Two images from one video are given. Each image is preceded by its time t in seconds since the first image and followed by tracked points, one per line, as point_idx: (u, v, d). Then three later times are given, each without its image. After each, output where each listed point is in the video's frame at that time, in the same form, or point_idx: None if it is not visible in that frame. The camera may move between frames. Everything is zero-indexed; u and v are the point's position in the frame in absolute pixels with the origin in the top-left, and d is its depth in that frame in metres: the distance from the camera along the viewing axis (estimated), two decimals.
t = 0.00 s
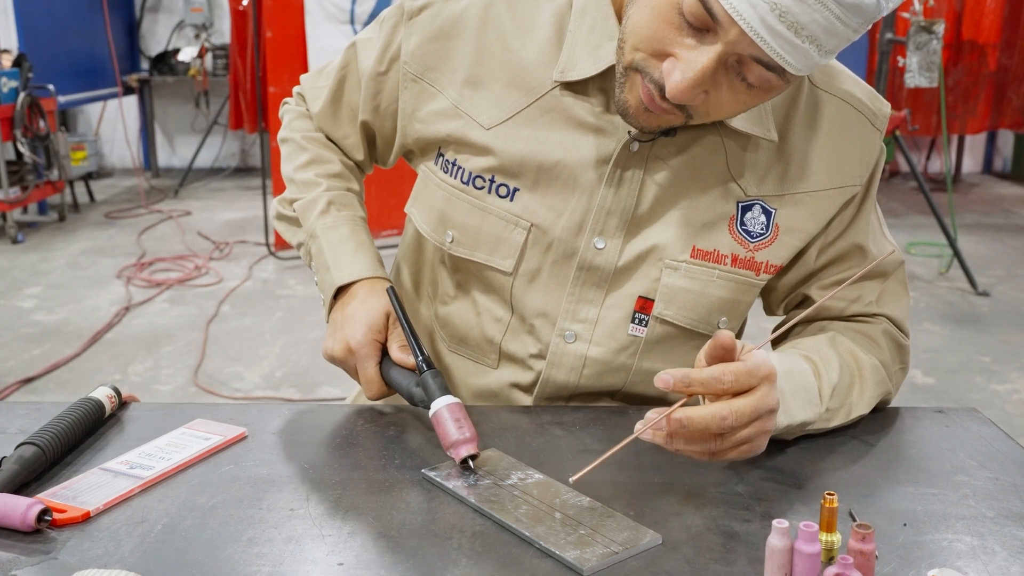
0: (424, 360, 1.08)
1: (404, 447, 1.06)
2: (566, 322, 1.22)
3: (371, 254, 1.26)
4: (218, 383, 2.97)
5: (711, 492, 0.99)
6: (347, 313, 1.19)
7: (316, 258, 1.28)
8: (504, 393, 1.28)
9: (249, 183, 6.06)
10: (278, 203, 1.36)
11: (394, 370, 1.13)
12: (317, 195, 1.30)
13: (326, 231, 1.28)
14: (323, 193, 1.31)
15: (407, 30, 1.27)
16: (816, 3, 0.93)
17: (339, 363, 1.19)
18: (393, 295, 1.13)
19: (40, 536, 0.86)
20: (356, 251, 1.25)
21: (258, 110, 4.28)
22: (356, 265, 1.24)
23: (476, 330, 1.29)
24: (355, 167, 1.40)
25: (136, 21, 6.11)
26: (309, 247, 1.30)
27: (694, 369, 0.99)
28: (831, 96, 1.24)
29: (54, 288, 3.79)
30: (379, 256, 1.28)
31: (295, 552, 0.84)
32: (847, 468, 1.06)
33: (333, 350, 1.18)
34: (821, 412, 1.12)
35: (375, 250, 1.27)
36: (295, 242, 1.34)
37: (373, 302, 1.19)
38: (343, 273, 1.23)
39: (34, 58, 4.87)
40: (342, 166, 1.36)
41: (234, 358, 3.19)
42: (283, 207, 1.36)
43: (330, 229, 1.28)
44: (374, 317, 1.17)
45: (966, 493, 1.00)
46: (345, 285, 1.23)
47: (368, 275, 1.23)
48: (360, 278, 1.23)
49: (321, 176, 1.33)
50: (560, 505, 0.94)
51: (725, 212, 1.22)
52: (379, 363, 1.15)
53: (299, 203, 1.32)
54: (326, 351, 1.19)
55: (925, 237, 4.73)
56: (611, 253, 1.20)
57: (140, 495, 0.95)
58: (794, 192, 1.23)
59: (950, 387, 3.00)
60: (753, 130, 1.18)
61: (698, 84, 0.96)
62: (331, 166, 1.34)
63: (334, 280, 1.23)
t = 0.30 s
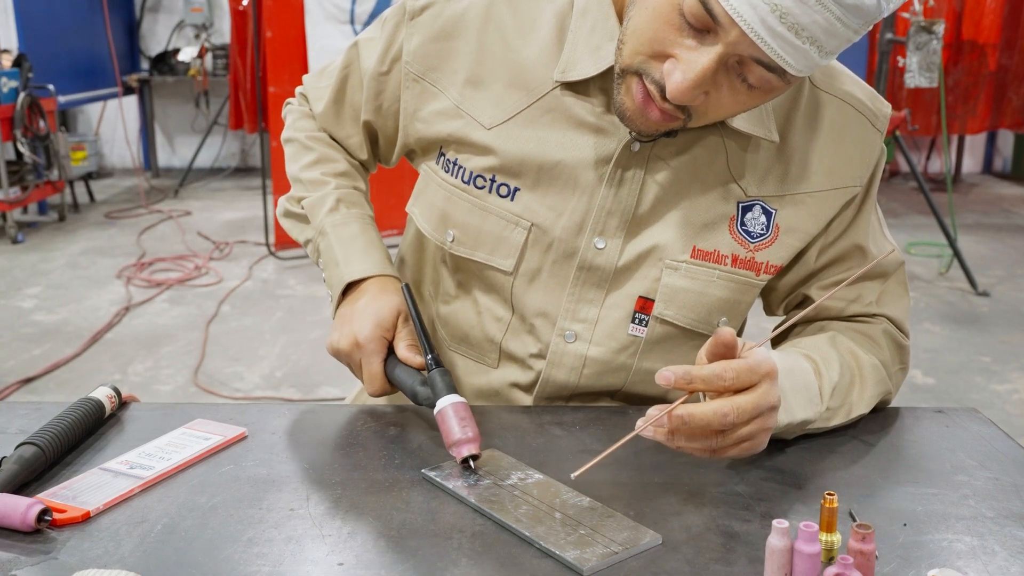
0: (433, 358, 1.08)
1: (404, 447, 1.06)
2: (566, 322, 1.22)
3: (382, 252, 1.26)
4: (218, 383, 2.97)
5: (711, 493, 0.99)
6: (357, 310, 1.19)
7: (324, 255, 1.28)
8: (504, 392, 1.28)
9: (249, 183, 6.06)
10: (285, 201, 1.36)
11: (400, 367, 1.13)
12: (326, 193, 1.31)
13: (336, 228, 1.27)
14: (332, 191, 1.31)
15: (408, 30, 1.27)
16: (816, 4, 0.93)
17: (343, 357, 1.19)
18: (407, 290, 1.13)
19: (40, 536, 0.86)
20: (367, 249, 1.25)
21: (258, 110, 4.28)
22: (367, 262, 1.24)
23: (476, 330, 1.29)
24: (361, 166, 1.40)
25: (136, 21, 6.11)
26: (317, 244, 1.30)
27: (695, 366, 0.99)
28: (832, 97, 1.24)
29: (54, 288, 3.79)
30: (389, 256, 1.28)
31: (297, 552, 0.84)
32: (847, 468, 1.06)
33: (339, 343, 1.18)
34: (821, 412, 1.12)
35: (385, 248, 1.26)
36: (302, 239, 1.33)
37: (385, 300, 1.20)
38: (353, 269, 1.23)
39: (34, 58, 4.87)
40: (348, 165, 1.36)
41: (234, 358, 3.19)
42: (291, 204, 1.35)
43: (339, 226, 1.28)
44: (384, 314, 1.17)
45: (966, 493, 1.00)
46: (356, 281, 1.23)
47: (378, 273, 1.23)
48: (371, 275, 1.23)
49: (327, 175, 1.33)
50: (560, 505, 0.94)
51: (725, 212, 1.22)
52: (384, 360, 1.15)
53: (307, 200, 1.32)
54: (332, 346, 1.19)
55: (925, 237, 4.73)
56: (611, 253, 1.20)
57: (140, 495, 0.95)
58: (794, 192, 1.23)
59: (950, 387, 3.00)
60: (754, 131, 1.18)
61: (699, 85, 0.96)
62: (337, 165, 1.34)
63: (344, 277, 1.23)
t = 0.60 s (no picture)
0: (445, 356, 1.07)
1: (403, 447, 1.06)
2: (567, 322, 1.22)
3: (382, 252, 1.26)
4: (218, 383, 2.98)
5: (711, 492, 0.99)
6: (357, 299, 1.18)
7: (319, 244, 1.27)
8: (504, 392, 1.28)
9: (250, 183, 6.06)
10: (283, 189, 1.35)
11: (400, 362, 1.12)
12: (328, 186, 1.30)
13: (337, 219, 1.27)
14: (334, 186, 1.31)
15: (409, 30, 1.27)
16: (816, 7, 0.93)
17: (328, 345, 1.16)
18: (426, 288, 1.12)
19: (40, 535, 0.86)
20: (368, 245, 1.25)
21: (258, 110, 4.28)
22: (369, 258, 1.23)
23: (477, 330, 1.29)
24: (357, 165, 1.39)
25: (136, 21, 6.11)
26: (312, 234, 1.29)
27: (695, 364, 0.99)
28: (832, 97, 1.24)
29: (54, 288, 3.79)
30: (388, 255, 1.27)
31: (297, 552, 0.84)
32: (847, 468, 1.06)
33: (333, 328, 1.14)
34: (821, 411, 1.12)
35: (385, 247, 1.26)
36: (296, 228, 1.32)
37: (390, 297, 1.20)
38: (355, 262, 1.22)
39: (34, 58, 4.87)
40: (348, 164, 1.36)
41: (234, 358, 3.19)
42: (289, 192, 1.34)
43: (342, 219, 1.27)
44: (388, 309, 1.18)
45: (966, 493, 1.00)
46: (357, 272, 1.22)
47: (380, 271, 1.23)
48: (374, 271, 1.23)
49: (328, 170, 1.33)
50: (560, 505, 0.94)
51: (726, 213, 1.22)
52: (378, 352, 1.14)
53: (308, 190, 1.31)
54: (320, 329, 1.16)
55: (926, 237, 4.73)
56: (612, 253, 1.20)
57: (140, 495, 0.95)
58: (795, 193, 1.23)
59: (950, 387, 3.00)
60: (754, 131, 1.18)
61: (699, 87, 0.96)
62: (335, 161, 1.34)
63: (344, 265, 1.22)
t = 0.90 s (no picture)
0: (447, 356, 1.06)
1: (402, 448, 1.06)
2: (567, 323, 1.22)
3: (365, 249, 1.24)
4: (218, 383, 2.98)
5: (712, 493, 0.99)
6: (342, 290, 1.17)
7: (300, 232, 1.24)
8: (504, 393, 1.28)
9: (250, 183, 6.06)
10: (264, 171, 1.31)
11: (389, 359, 1.11)
12: (314, 176, 1.28)
13: (322, 209, 1.25)
14: (320, 177, 1.29)
15: (407, 28, 1.27)
16: (815, 7, 0.93)
17: (309, 333, 1.13)
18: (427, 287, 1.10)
19: (40, 536, 0.86)
20: (353, 240, 1.24)
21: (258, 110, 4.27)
22: (354, 252, 1.22)
23: (477, 331, 1.28)
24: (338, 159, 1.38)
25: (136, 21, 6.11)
26: (292, 220, 1.26)
27: (696, 364, 0.99)
28: (832, 97, 1.25)
29: (54, 288, 3.79)
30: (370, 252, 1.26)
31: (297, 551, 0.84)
32: (847, 468, 1.06)
33: (319, 316, 1.13)
34: (821, 411, 1.12)
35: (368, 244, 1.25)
36: (274, 212, 1.28)
37: (378, 293, 1.19)
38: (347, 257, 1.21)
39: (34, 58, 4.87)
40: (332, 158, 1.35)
41: (234, 358, 3.19)
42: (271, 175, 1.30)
43: (327, 210, 1.25)
44: (377, 303, 1.17)
45: (966, 493, 1.00)
46: (342, 264, 1.20)
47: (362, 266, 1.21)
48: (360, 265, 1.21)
49: (312, 161, 1.31)
50: (561, 505, 0.94)
51: (726, 213, 1.22)
52: (364, 345, 1.12)
53: (292, 176, 1.28)
54: (303, 315, 1.13)
55: (926, 237, 4.73)
56: (612, 254, 1.20)
57: (140, 495, 0.95)
58: (795, 193, 1.23)
59: (950, 387, 3.00)
60: (754, 132, 1.18)
61: (698, 88, 0.96)
62: (320, 153, 1.32)
63: (329, 254, 1.20)
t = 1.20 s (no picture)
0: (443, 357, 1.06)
1: (402, 448, 1.06)
2: (566, 324, 1.22)
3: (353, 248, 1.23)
4: (218, 383, 2.98)
5: (712, 493, 0.99)
6: (331, 292, 1.16)
7: (287, 231, 1.23)
8: (503, 394, 1.28)
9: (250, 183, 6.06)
10: (250, 167, 1.29)
11: (381, 362, 1.10)
12: (302, 175, 1.27)
13: (309, 208, 1.24)
14: (307, 176, 1.28)
15: (406, 27, 1.26)
16: (813, 7, 0.93)
17: (298, 334, 1.12)
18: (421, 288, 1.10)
19: (40, 536, 0.86)
20: (341, 240, 1.23)
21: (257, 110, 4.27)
22: (342, 254, 1.21)
23: (476, 331, 1.28)
24: (325, 156, 1.37)
25: (136, 21, 6.11)
26: (278, 219, 1.24)
27: (696, 367, 0.99)
28: (831, 97, 1.24)
29: (54, 288, 3.79)
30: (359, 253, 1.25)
31: (298, 550, 0.84)
32: (847, 468, 1.06)
33: (309, 318, 1.12)
34: (821, 412, 1.12)
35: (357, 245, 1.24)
36: (259, 209, 1.26)
37: (366, 294, 1.18)
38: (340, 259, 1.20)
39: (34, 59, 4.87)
40: (319, 157, 1.34)
41: (234, 358, 3.19)
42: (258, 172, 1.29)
43: (315, 209, 1.24)
44: (367, 305, 1.16)
45: (966, 493, 1.00)
46: (330, 265, 1.19)
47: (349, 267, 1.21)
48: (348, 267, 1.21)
49: (299, 159, 1.29)
50: (560, 505, 0.94)
51: (726, 214, 1.22)
52: (354, 346, 1.12)
53: (280, 174, 1.27)
54: (292, 317, 1.12)
55: (926, 237, 4.73)
56: (612, 256, 1.20)
57: (140, 495, 0.95)
58: (795, 194, 1.23)
59: (950, 387, 3.00)
60: (754, 132, 1.18)
61: (697, 88, 0.96)
62: (307, 151, 1.31)
63: (317, 255, 1.19)
